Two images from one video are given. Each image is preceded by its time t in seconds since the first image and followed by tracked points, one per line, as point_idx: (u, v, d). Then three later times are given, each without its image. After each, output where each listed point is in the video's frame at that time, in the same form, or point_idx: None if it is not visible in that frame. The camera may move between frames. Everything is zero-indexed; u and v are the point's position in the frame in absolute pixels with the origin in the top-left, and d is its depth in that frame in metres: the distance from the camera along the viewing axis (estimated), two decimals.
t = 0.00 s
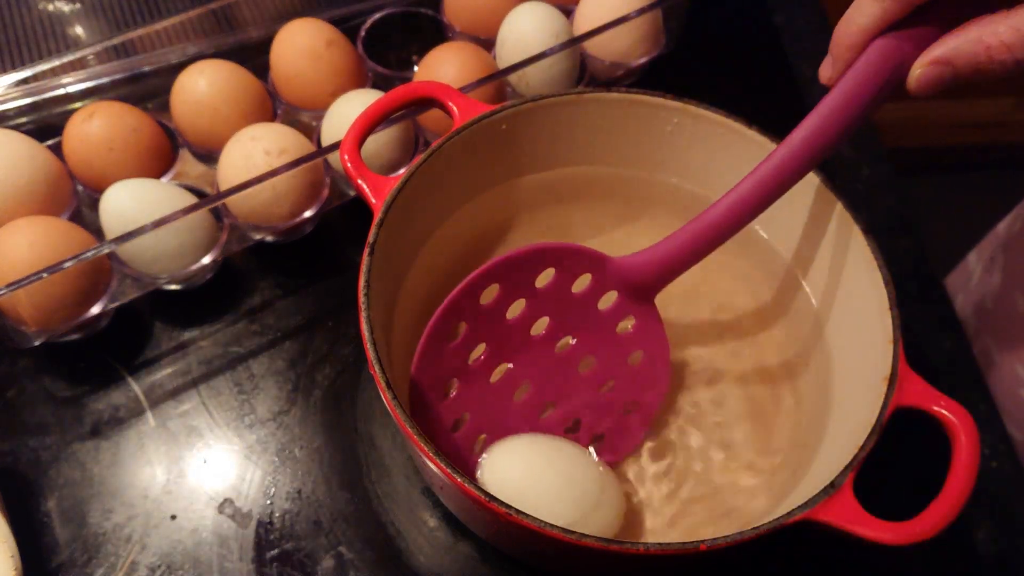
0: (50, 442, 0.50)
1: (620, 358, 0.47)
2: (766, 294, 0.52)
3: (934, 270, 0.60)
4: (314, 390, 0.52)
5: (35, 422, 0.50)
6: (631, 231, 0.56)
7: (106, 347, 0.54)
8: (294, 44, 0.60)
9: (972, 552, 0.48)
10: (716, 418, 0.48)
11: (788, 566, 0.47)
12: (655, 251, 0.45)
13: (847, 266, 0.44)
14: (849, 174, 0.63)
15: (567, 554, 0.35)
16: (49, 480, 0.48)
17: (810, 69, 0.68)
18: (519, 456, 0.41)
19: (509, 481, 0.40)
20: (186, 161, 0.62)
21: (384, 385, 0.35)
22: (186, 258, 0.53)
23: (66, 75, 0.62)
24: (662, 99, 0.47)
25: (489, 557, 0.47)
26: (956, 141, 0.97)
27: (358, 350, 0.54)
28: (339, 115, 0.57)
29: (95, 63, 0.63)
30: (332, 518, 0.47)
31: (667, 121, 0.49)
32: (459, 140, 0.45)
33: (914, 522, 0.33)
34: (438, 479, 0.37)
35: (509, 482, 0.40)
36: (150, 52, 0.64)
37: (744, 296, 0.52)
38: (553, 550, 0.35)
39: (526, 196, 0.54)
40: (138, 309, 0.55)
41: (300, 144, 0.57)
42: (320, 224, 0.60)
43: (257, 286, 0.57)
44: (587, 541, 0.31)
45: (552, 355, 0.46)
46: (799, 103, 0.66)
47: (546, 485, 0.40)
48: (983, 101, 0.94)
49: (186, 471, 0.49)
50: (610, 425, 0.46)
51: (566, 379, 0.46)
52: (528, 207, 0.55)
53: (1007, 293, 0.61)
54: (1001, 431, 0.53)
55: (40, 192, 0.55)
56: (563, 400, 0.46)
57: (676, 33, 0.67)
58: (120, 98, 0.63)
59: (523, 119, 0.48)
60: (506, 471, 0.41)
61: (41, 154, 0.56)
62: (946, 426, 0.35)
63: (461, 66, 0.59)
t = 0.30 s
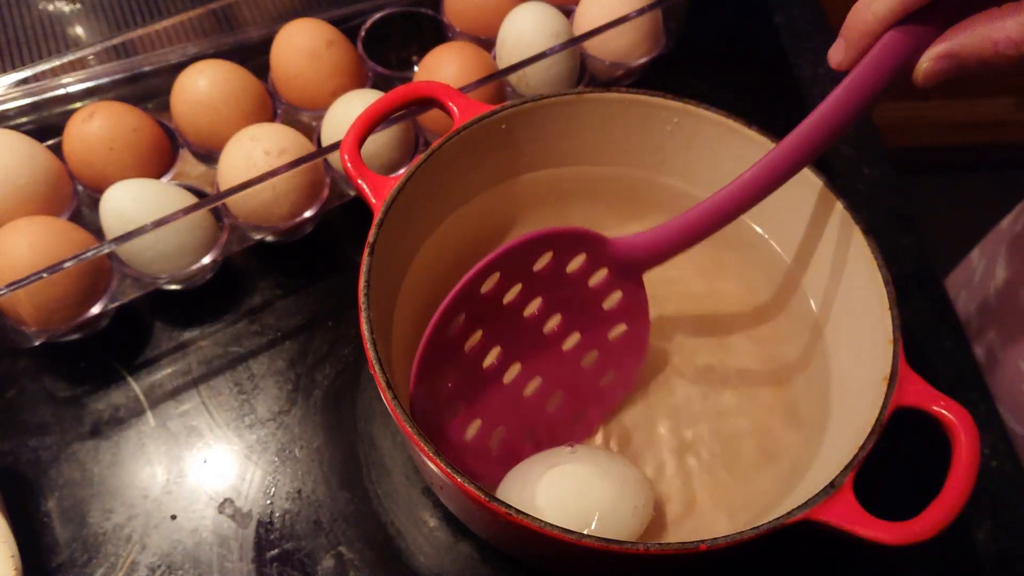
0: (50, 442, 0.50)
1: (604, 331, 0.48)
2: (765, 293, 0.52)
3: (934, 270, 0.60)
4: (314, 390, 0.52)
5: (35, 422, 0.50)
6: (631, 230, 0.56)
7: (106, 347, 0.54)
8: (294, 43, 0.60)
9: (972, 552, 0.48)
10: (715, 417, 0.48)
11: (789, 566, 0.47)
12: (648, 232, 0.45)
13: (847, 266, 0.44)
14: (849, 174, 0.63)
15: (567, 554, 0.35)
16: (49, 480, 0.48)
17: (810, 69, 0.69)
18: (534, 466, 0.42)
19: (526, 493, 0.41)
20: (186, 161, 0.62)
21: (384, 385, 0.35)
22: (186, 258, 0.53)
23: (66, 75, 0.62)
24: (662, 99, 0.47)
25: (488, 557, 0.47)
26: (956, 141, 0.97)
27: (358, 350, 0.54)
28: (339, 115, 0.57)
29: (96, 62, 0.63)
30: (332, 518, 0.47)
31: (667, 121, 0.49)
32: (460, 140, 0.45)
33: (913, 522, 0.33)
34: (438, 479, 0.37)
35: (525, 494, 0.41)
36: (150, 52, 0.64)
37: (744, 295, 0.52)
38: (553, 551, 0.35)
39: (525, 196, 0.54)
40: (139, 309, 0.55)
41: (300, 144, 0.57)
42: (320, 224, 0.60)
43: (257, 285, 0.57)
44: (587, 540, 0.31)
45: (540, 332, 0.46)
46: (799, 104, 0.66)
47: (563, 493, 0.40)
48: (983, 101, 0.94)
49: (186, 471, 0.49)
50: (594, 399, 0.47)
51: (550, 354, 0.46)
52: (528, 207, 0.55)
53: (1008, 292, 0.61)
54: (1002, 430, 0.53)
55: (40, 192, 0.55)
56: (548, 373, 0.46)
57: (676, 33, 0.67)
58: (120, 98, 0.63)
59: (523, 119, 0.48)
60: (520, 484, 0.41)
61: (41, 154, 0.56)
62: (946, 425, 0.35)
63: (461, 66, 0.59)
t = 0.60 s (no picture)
0: (50, 442, 0.50)
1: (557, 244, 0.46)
2: (765, 292, 0.52)
3: (934, 269, 0.60)
4: (314, 390, 0.52)
5: (34, 422, 0.50)
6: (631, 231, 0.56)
7: (106, 347, 0.54)
8: (294, 44, 0.60)
9: (971, 552, 0.48)
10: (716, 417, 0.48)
11: (788, 565, 0.47)
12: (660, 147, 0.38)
13: (846, 267, 0.44)
14: (849, 174, 0.63)
15: (567, 554, 0.35)
16: (49, 480, 0.48)
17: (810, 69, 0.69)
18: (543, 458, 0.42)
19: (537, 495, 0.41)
20: (186, 161, 0.62)
21: (384, 385, 0.35)
22: (186, 258, 0.53)
23: (66, 75, 0.62)
24: (662, 99, 0.47)
25: (488, 557, 0.47)
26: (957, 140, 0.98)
27: (358, 350, 0.54)
28: (339, 115, 0.58)
29: (95, 62, 0.63)
30: (332, 518, 0.47)
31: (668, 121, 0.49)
32: (460, 140, 0.46)
33: (913, 522, 0.33)
34: (438, 479, 0.37)
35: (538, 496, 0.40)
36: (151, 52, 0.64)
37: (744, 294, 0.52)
38: (554, 550, 0.35)
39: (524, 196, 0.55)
40: (139, 309, 0.55)
41: (300, 144, 0.57)
42: (320, 224, 0.60)
43: (257, 285, 0.57)
44: (587, 541, 0.31)
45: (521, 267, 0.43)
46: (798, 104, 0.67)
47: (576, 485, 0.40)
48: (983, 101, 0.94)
49: (186, 471, 0.49)
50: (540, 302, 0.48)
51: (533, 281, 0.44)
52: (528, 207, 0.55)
53: (1010, 292, 0.61)
54: (1002, 430, 0.53)
55: (40, 192, 0.55)
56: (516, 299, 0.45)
57: (676, 33, 0.67)
58: (120, 99, 0.63)
59: (523, 119, 0.48)
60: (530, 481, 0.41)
61: (41, 154, 0.56)
62: (946, 426, 0.35)
63: (461, 66, 0.59)
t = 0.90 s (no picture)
0: (50, 442, 0.50)
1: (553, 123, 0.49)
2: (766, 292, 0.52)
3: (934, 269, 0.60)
4: (314, 390, 0.52)
5: (34, 422, 0.50)
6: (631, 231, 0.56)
7: (106, 347, 0.54)
8: (294, 43, 0.60)
9: (971, 552, 0.48)
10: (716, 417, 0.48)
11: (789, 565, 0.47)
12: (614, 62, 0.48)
13: (847, 266, 0.44)
14: (849, 175, 0.63)
15: (568, 554, 0.35)
16: (49, 480, 0.48)
17: (810, 69, 0.69)
18: (529, 458, 0.41)
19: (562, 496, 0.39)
20: (186, 161, 0.62)
21: (385, 386, 0.35)
22: (186, 258, 0.53)
23: (66, 75, 0.62)
24: (661, 99, 0.47)
25: (489, 557, 0.47)
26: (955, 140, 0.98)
27: (358, 350, 0.54)
28: (339, 115, 0.58)
29: (95, 62, 0.63)
30: (332, 518, 0.47)
31: (667, 121, 0.49)
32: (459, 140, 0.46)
33: (913, 522, 0.33)
34: (438, 479, 0.37)
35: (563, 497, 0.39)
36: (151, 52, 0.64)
37: (745, 291, 0.52)
38: (554, 550, 0.35)
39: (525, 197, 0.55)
40: (139, 309, 0.55)
41: (300, 144, 0.57)
42: (320, 224, 0.60)
43: (257, 285, 0.57)
44: (587, 541, 0.31)
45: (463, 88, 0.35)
46: (799, 104, 0.67)
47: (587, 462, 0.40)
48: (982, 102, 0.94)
49: (186, 471, 0.49)
50: (526, 103, 0.36)
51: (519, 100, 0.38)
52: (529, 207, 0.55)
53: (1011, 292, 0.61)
54: (1002, 430, 0.53)
55: (40, 192, 0.55)
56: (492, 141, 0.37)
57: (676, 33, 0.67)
58: (120, 99, 0.63)
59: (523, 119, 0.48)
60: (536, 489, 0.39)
61: (41, 154, 0.56)
62: (946, 426, 0.35)
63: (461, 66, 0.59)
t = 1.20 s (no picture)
0: (50, 442, 0.50)
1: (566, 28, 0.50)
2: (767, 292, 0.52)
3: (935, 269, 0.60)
4: (314, 389, 0.52)
5: (35, 422, 0.50)
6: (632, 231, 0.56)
7: (106, 347, 0.54)
8: (294, 43, 0.60)
9: (971, 553, 0.48)
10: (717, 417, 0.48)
11: (788, 566, 0.47)
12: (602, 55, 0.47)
13: (848, 267, 0.44)
14: (849, 175, 0.63)
15: (568, 555, 0.35)
16: (49, 480, 0.48)
17: (810, 69, 0.69)
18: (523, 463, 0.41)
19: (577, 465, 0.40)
20: (186, 161, 0.62)
21: (384, 386, 0.35)
22: (186, 258, 0.53)
23: (66, 75, 0.62)
24: (661, 100, 0.47)
25: (489, 558, 0.47)
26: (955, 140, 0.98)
27: (358, 350, 0.54)
28: (339, 115, 0.57)
29: (96, 62, 0.62)
30: (332, 518, 0.47)
31: (668, 121, 0.49)
32: (459, 140, 0.46)
33: (913, 522, 0.33)
34: (438, 479, 0.37)
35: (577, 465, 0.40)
36: (150, 52, 0.64)
37: (745, 290, 0.52)
38: (555, 551, 0.35)
39: (525, 197, 0.55)
40: (138, 309, 0.55)
41: (300, 145, 0.57)
42: (320, 224, 0.60)
43: (257, 285, 0.57)
44: (587, 541, 0.31)
45: None
46: (799, 104, 0.67)
47: (576, 438, 0.40)
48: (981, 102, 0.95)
49: (186, 471, 0.49)
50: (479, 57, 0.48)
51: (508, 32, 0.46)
52: (529, 207, 0.55)
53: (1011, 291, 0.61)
54: (1002, 431, 0.53)
55: (40, 192, 0.55)
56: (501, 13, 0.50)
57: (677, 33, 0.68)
58: (120, 99, 0.63)
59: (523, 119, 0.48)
60: (553, 476, 0.40)
61: (41, 154, 0.56)
62: (947, 427, 0.35)
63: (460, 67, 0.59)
